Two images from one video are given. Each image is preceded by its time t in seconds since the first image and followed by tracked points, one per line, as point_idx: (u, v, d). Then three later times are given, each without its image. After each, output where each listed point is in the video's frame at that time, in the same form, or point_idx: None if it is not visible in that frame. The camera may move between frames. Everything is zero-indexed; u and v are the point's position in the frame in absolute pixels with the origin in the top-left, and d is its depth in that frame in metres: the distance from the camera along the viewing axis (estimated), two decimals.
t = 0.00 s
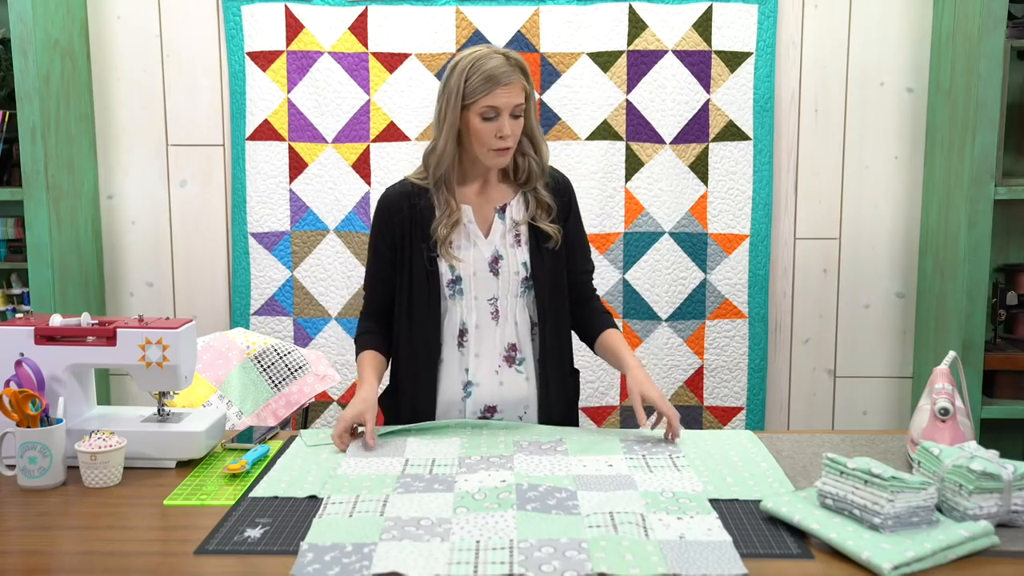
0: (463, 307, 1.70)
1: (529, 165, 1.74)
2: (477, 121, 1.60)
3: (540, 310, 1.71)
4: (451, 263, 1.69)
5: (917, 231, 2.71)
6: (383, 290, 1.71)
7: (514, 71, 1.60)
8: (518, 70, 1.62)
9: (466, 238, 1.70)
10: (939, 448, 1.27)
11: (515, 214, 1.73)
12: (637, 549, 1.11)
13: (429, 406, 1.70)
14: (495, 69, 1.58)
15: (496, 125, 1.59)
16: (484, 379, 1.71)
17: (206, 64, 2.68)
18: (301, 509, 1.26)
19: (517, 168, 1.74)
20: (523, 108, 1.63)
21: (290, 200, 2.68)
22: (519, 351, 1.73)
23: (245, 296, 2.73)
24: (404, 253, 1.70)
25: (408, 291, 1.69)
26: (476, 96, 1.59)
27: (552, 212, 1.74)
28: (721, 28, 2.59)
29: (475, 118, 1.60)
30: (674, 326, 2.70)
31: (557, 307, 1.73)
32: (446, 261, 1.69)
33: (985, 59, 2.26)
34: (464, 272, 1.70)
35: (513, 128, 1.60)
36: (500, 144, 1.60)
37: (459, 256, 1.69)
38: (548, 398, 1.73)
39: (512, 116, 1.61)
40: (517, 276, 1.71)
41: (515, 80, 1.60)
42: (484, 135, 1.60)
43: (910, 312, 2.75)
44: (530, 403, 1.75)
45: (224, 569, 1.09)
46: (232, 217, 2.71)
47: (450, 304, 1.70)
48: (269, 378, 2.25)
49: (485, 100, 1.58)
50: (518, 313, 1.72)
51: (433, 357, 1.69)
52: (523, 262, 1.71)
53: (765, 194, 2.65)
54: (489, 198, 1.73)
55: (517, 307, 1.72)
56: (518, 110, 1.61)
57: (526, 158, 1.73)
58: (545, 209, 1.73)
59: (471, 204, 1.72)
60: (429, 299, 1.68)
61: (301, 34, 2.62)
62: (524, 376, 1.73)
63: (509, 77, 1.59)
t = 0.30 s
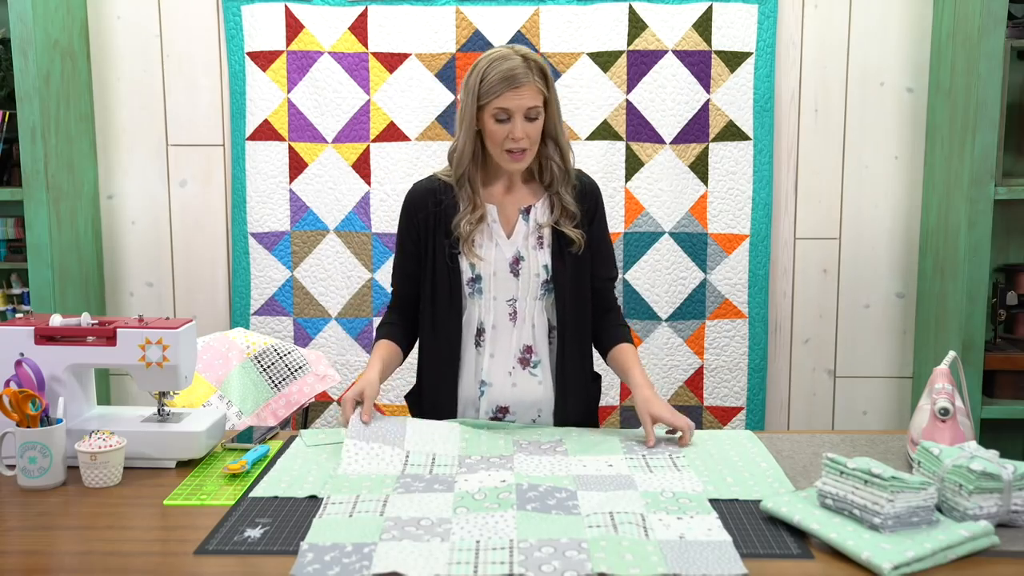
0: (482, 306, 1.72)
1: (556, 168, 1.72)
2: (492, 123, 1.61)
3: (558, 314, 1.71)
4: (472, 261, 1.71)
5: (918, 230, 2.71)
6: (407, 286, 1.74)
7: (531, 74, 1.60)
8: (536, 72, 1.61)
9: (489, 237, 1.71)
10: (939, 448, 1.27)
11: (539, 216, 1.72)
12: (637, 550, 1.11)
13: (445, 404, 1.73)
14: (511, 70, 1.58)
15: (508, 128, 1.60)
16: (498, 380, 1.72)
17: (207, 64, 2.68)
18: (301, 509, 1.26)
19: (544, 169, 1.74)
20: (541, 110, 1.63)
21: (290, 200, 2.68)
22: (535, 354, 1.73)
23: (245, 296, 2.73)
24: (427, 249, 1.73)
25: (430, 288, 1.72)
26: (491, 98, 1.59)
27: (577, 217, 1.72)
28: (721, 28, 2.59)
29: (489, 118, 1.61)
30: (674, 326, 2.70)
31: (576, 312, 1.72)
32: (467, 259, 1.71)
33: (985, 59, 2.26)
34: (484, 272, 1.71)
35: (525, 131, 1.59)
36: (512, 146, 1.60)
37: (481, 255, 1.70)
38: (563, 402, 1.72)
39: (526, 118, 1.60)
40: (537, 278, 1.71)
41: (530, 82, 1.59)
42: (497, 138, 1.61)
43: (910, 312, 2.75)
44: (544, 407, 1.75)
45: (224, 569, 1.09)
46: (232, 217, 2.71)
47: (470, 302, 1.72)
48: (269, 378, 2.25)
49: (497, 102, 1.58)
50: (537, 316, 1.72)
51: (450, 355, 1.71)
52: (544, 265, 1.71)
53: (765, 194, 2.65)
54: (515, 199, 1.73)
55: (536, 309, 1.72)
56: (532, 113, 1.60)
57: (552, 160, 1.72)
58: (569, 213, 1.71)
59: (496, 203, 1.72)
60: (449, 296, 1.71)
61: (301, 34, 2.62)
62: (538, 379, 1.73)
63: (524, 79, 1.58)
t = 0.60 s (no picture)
0: (493, 305, 1.72)
1: (570, 170, 1.72)
2: (502, 125, 1.62)
3: (568, 315, 1.70)
4: (484, 260, 1.71)
5: (918, 229, 2.71)
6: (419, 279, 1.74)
7: (541, 76, 1.60)
8: (548, 75, 1.61)
9: (502, 237, 1.71)
10: (939, 447, 1.27)
11: (553, 217, 1.72)
12: (636, 549, 1.11)
13: (455, 403, 1.73)
14: (521, 73, 1.58)
15: (516, 130, 1.60)
16: (506, 379, 1.72)
17: (207, 64, 2.68)
18: (300, 508, 1.26)
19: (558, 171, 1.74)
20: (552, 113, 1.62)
21: (290, 200, 2.68)
22: (544, 354, 1.73)
23: (245, 296, 2.73)
24: (440, 247, 1.73)
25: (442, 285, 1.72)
26: (500, 100, 1.59)
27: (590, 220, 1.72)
28: (721, 28, 2.59)
29: (498, 121, 1.61)
30: (674, 326, 2.70)
31: (587, 313, 1.71)
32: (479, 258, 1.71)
33: (985, 58, 2.26)
34: (496, 270, 1.71)
35: (533, 133, 1.59)
36: (521, 148, 1.60)
37: (493, 253, 1.70)
38: (570, 403, 1.73)
39: (535, 120, 1.60)
40: (549, 279, 1.71)
41: (540, 85, 1.59)
42: (506, 140, 1.61)
43: (911, 312, 2.75)
44: (551, 408, 1.75)
45: (224, 569, 1.09)
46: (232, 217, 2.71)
47: (482, 301, 1.73)
48: (269, 378, 2.25)
49: (506, 104, 1.59)
50: (547, 316, 1.72)
51: (460, 353, 1.72)
52: (555, 265, 1.71)
53: (765, 194, 2.65)
54: (529, 199, 1.73)
55: (546, 310, 1.72)
56: (541, 116, 1.60)
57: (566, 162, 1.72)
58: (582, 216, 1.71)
59: (510, 203, 1.73)
60: (460, 295, 1.70)
61: (301, 34, 2.62)
62: (546, 380, 1.73)
63: (533, 82, 1.59)
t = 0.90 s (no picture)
0: (495, 304, 1.72)
1: (573, 171, 1.72)
2: (504, 125, 1.62)
3: (570, 315, 1.70)
4: (487, 259, 1.71)
5: (918, 229, 2.71)
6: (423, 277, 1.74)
7: (544, 77, 1.60)
8: (551, 76, 1.61)
9: (505, 236, 1.71)
10: (939, 447, 1.27)
11: (556, 218, 1.72)
12: (636, 549, 1.11)
13: (458, 401, 1.74)
14: (524, 73, 1.58)
15: (518, 131, 1.60)
16: (507, 378, 1.72)
17: (207, 64, 2.68)
18: (300, 508, 1.26)
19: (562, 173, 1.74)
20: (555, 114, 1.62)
21: (290, 200, 2.68)
22: (545, 354, 1.73)
23: (245, 296, 2.73)
24: (444, 246, 1.73)
25: (445, 284, 1.72)
26: (503, 100, 1.59)
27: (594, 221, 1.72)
28: (721, 28, 2.59)
29: (500, 121, 1.61)
30: (674, 326, 2.70)
31: (589, 314, 1.72)
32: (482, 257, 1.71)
33: (985, 58, 2.26)
34: (499, 269, 1.71)
35: (535, 134, 1.59)
36: (523, 149, 1.60)
37: (496, 252, 1.71)
38: (571, 402, 1.73)
39: (536, 121, 1.60)
40: (551, 279, 1.71)
41: (543, 86, 1.59)
42: (508, 140, 1.61)
43: (911, 312, 2.76)
44: (552, 407, 1.75)
45: (223, 569, 1.09)
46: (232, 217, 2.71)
47: (484, 300, 1.73)
48: (269, 378, 2.25)
49: (509, 105, 1.59)
50: (549, 316, 1.72)
51: (462, 352, 1.72)
52: (557, 265, 1.71)
53: (765, 194, 2.65)
54: (533, 200, 1.73)
55: (549, 309, 1.72)
56: (543, 117, 1.60)
57: (569, 164, 1.72)
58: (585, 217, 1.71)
59: (513, 203, 1.73)
60: (462, 293, 1.70)
61: (301, 34, 2.62)
62: (547, 379, 1.73)
63: (537, 83, 1.59)
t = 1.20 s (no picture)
0: (494, 303, 1.72)
1: (572, 171, 1.72)
2: (503, 124, 1.62)
3: (569, 314, 1.70)
4: (485, 258, 1.71)
5: (918, 229, 2.71)
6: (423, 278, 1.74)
7: (543, 76, 1.60)
8: (550, 75, 1.61)
9: (504, 235, 1.71)
10: (939, 447, 1.27)
11: (555, 217, 1.72)
12: (636, 550, 1.11)
13: (457, 400, 1.74)
14: (522, 72, 1.58)
15: (517, 129, 1.60)
16: (506, 377, 1.72)
17: (207, 63, 2.68)
18: (301, 508, 1.26)
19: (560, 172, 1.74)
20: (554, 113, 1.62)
21: (290, 200, 2.68)
22: (544, 353, 1.73)
23: (245, 296, 2.73)
24: (443, 245, 1.73)
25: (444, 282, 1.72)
26: (502, 99, 1.60)
27: (592, 221, 1.71)
28: (721, 28, 2.59)
29: (499, 120, 1.62)
30: (674, 326, 2.70)
31: (587, 314, 1.71)
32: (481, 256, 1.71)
33: (985, 58, 2.26)
34: (497, 268, 1.71)
35: (533, 132, 1.59)
36: (521, 148, 1.60)
37: (494, 251, 1.71)
38: (570, 402, 1.72)
39: (535, 120, 1.60)
40: (549, 278, 1.71)
41: (542, 85, 1.59)
42: (507, 139, 1.61)
43: (910, 312, 2.76)
44: (551, 408, 1.75)
45: (223, 569, 1.09)
46: (232, 217, 2.71)
47: (483, 299, 1.73)
48: (269, 378, 2.25)
49: (507, 104, 1.59)
50: (548, 315, 1.72)
51: (461, 350, 1.72)
52: (556, 264, 1.71)
53: (765, 194, 2.65)
54: (532, 199, 1.73)
55: (547, 309, 1.72)
56: (542, 116, 1.60)
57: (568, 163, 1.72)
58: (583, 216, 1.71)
59: (512, 201, 1.73)
60: (461, 292, 1.71)
61: (301, 34, 2.62)
62: (545, 379, 1.73)
63: (536, 82, 1.58)
